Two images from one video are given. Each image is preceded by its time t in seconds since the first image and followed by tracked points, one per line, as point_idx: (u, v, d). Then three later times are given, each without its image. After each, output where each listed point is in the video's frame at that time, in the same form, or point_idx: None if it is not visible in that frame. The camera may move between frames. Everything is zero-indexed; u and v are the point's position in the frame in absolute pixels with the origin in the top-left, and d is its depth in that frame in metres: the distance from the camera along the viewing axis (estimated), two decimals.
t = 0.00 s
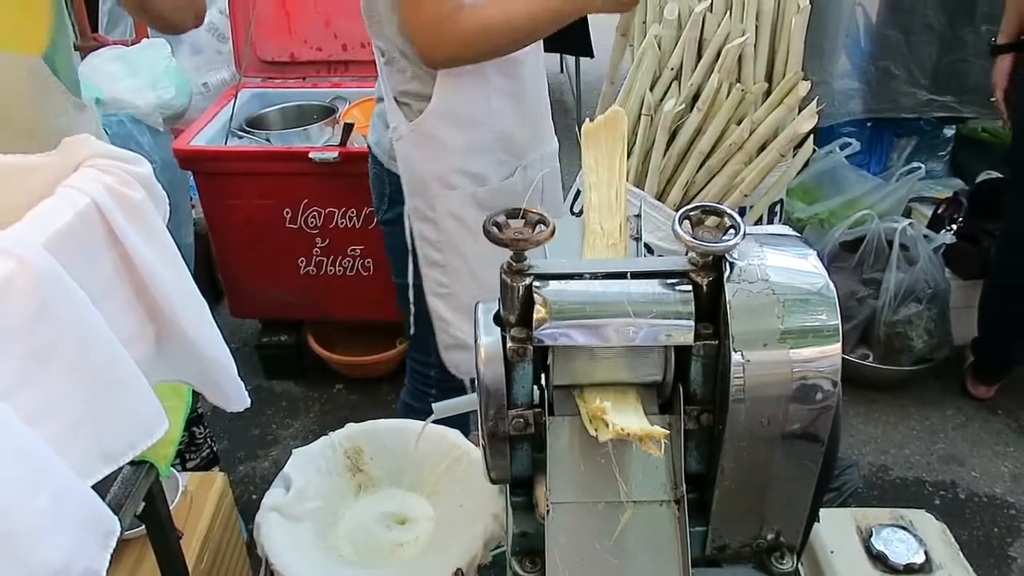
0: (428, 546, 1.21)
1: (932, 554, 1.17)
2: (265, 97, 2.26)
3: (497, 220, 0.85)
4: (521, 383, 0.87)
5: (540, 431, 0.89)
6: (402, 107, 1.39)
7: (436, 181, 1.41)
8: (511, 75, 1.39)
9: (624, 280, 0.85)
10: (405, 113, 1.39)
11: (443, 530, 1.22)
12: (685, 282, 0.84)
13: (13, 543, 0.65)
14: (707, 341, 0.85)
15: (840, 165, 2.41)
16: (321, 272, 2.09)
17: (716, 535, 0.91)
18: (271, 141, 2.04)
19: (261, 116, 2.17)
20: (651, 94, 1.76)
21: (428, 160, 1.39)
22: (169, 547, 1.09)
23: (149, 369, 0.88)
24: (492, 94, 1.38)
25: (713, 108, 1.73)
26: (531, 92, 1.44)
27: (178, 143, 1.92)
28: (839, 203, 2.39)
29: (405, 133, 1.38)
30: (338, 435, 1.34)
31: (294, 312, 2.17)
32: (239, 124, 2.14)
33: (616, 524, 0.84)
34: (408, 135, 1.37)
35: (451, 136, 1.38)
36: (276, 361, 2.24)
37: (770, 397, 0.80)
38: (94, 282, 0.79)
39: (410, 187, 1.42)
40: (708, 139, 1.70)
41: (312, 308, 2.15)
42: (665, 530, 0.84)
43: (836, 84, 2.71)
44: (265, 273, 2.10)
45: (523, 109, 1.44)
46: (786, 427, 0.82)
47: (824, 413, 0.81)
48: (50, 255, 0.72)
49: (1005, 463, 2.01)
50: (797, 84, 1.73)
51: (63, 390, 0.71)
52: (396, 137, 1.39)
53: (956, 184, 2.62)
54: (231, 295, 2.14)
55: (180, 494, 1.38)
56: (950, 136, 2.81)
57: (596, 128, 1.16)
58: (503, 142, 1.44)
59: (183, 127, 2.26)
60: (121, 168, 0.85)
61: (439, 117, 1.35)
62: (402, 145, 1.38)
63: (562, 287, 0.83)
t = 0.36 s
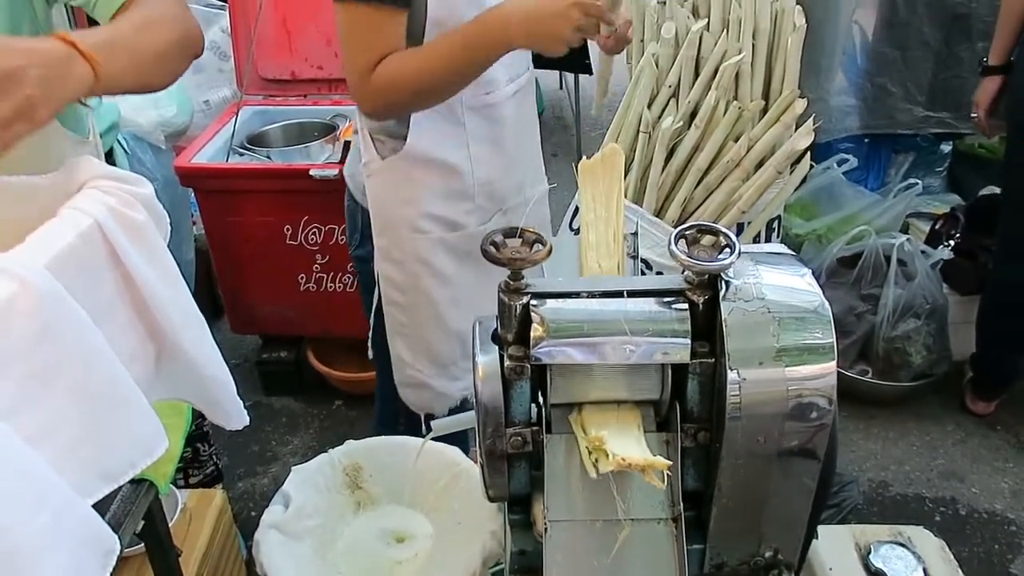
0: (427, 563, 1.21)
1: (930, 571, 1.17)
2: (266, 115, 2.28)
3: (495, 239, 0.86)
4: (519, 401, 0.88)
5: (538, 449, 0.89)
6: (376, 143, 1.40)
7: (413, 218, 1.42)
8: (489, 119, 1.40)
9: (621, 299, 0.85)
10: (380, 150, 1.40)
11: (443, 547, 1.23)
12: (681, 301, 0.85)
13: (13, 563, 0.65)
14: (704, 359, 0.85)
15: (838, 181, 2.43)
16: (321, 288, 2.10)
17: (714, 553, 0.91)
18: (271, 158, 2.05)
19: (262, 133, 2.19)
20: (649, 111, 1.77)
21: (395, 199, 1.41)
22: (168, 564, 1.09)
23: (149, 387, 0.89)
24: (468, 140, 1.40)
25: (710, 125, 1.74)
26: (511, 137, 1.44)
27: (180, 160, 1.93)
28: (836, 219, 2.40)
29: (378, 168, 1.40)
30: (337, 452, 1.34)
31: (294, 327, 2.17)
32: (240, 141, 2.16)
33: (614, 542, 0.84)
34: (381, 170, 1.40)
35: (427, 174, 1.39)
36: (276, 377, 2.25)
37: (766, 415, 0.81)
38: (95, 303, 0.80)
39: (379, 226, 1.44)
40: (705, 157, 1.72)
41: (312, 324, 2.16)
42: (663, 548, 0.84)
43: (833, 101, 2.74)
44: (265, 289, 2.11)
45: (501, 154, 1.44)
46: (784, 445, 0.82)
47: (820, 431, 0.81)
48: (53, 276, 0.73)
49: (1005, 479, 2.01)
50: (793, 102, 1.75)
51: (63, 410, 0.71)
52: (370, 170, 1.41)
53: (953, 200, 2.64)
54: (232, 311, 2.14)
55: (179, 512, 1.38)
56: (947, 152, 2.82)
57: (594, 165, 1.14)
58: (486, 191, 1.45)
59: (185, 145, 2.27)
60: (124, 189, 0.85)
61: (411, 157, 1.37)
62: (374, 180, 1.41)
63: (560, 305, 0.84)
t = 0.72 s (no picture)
0: None
1: None
2: (267, 132, 2.29)
3: (496, 259, 0.86)
4: (520, 420, 0.88)
5: (539, 467, 0.90)
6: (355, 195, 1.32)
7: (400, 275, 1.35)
8: (476, 169, 1.35)
9: (621, 318, 0.86)
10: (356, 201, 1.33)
11: (443, 565, 1.24)
12: (681, 319, 0.86)
13: None
14: (703, 377, 0.86)
15: (836, 198, 2.44)
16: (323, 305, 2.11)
17: (715, 571, 0.91)
18: (273, 176, 2.07)
19: (264, 151, 2.21)
20: (648, 129, 1.79)
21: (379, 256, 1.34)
22: None
23: (152, 406, 0.89)
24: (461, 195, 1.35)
25: (709, 142, 1.76)
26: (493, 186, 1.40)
27: (182, 178, 1.94)
28: (835, 235, 2.41)
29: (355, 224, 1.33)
30: (338, 470, 1.36)
31: (294, 344, 2.18)
32: (242, 158, 2.17)
33: (615, 560, 0.85)
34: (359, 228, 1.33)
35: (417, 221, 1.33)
36: (277, 394, 2.25)
37: (765, 433, 0.81)
38: (101, 325, 0.80)
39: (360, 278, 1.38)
40: (704, 174, 1.73)
41: (313, 341, 2.17)
42: (663, 565, 0.85)
43: (831, 117, 2.76)
44: (266, 306, 2.11)
45: (484, 202, 1.39)
46: (783, 462, 0.82)
47: (819, 449, 0.82)
48: (60, 298, 0.73)
49: (1006, 494, 2.01)
50: (791, 119, 1.76)
51: (68, 430, 0.72)
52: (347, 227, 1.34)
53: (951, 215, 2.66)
54: (232, 328, 2.15)
55: (179, 529, 1.38)
56: (944, 168, 2.85)
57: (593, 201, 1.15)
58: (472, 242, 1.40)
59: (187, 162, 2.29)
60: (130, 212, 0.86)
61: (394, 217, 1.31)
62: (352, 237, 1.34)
63: (561, 324, 0.85)
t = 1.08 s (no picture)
0: None
1: None
2: (271, 153, 2.31)
3: (498, 282, 0.88)
4: (521, 441, 0.89)
5: (540, 489, 0.90)
6: (347, 227, 1.32)
7: (402, 295, 1.35)
8: (457, 192, 1.34)
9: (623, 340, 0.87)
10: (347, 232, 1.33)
11: None
12: (682, 342, 0.87)
13: None
14: (704, 400, 0.86)
15: (835, 218, 2.46)
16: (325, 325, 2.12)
17: None
18: (276, 196, 2.08)
19: (267, 172, 2.23)
20: (648, 150, 1.80)
21: (375, 288, 1.34)
22: None
23: (157, 429, 0.90)
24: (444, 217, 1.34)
25: (708, 163, 1.77)
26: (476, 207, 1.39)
27: (186, 199, 1.95)
28: (835, 255, 2.42)
29: (348, 258, 1.33)
30: (340, 491, 1.37)
31: (297, 364, 2.19)
32: (245, 179, 2.19)
33: None
34: (352, 261, 1.33)
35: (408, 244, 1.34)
36: (279, 414, 2.25)
37: (766, 457, 0.81)
38: (107, 348, 0.81)
39: (359, 317, 1.39)
40: (704, 194, 1.74)
41: (315, 361, 2.18)
42: None
43: (830, 138, 2.79)
44: (268, 326, 2.12)
45: (471, 225, 1.40)
46: (785, 485, 0.82)
47: (820, 472, 0.81)
48: (68, 323, 0.74)
49: (1009, 515, 2.00)
50: (791, 140, 1.77)
51: (74, 454, 0.72)
52: (342, 263, 1.34)
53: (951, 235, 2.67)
54: (235, 348, 2.16)
55: (181, 550, 1.38)
56: (944, 188, 2.87)
57: (596, 244, 1.18)
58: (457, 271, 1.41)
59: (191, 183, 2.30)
60: (137, 236, 0.87)
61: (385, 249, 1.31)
62: (345, 273, 1.34)
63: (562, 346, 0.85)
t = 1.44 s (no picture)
0: None
1: None
2: (275, 174, 2.32)
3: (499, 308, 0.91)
4: (526, 464, 0.87)
5: (545, 513, 0.89)
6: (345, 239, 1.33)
7: (394, 312, 1.36)
8: (457, 206, 1.35)
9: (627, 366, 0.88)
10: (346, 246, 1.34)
11: None
12: (685, 366, 0.88)
13: None
14: (708, 424, 0.86)
15: (836, 240, 2.47)
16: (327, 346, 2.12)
17: None
18: (280, 218, 2.09)
19: (271, 193, 2.24)
20: (650, 173, 1.82)
21: (375, 304, 1.35)
22: None
23: (163, 452, 0.90)
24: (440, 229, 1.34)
25: (709, 187, 1.78)
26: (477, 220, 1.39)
27: (190, 221, 1.96)
28: (836, 277, 2.43)
29: (347, 270, 1.34)
30: (342, 514, 1.38)
31: (299, 385, 2.19)
32: (249, 201, 2.20)
33: None
34: (350, 272, 1.33)
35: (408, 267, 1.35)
36: (280, 435, 2.25)
37: (770, 481, 0.81)
38: (115, 371, 0.81)
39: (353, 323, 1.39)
40: (706, 216, 1.75)
41: (318, 382, 2.18)
42: None
43: (830, 160, 2.81)
44: (270, 348, 2.13)
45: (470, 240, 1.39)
46: (788, 508, 0.82)
47: (823, 497, 0.81)
48: (78, 347, 0.75)
49: (1013, 539, 1.99)
50: (791, 164, 1.78)
51: (81, 477, 0.72)
52: (340, 273, 1.35)
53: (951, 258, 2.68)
54: (236, 370, 2.16)
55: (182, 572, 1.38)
56: (944, 211, 2.89)
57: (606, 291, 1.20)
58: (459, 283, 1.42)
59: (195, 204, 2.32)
60: (145, 261, 0.87)
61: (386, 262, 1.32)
62: (345, 283, 1.35)
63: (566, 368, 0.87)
